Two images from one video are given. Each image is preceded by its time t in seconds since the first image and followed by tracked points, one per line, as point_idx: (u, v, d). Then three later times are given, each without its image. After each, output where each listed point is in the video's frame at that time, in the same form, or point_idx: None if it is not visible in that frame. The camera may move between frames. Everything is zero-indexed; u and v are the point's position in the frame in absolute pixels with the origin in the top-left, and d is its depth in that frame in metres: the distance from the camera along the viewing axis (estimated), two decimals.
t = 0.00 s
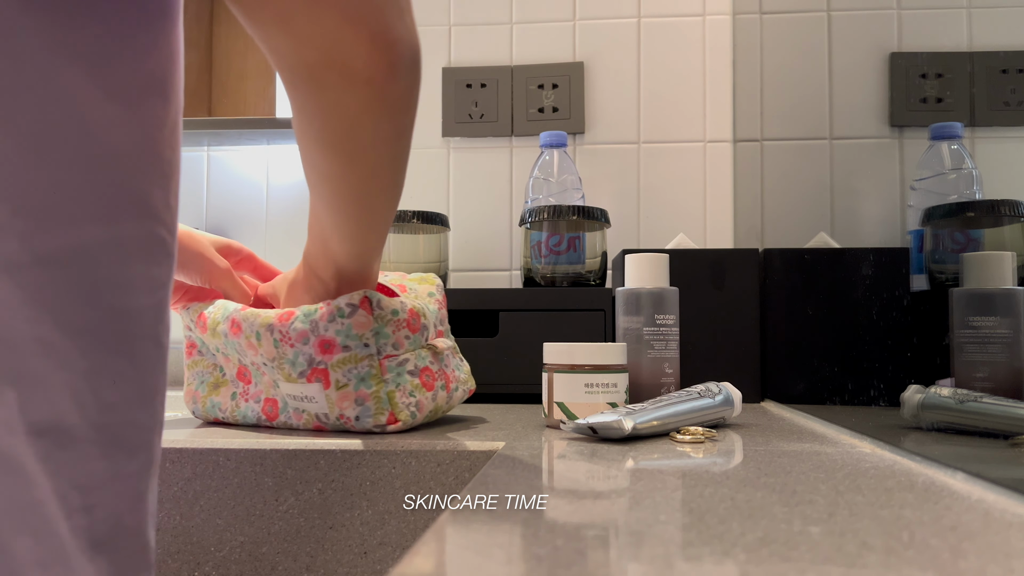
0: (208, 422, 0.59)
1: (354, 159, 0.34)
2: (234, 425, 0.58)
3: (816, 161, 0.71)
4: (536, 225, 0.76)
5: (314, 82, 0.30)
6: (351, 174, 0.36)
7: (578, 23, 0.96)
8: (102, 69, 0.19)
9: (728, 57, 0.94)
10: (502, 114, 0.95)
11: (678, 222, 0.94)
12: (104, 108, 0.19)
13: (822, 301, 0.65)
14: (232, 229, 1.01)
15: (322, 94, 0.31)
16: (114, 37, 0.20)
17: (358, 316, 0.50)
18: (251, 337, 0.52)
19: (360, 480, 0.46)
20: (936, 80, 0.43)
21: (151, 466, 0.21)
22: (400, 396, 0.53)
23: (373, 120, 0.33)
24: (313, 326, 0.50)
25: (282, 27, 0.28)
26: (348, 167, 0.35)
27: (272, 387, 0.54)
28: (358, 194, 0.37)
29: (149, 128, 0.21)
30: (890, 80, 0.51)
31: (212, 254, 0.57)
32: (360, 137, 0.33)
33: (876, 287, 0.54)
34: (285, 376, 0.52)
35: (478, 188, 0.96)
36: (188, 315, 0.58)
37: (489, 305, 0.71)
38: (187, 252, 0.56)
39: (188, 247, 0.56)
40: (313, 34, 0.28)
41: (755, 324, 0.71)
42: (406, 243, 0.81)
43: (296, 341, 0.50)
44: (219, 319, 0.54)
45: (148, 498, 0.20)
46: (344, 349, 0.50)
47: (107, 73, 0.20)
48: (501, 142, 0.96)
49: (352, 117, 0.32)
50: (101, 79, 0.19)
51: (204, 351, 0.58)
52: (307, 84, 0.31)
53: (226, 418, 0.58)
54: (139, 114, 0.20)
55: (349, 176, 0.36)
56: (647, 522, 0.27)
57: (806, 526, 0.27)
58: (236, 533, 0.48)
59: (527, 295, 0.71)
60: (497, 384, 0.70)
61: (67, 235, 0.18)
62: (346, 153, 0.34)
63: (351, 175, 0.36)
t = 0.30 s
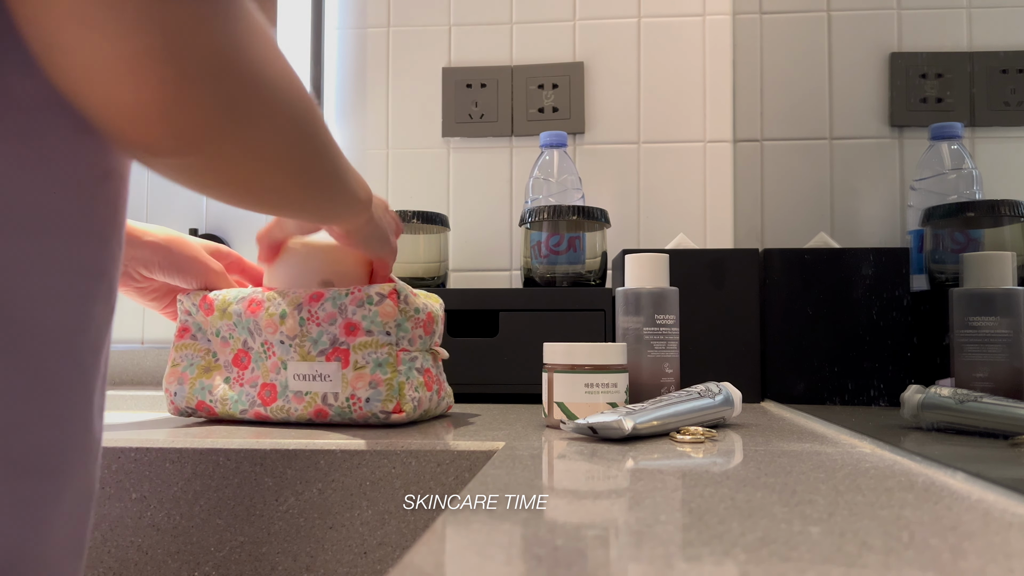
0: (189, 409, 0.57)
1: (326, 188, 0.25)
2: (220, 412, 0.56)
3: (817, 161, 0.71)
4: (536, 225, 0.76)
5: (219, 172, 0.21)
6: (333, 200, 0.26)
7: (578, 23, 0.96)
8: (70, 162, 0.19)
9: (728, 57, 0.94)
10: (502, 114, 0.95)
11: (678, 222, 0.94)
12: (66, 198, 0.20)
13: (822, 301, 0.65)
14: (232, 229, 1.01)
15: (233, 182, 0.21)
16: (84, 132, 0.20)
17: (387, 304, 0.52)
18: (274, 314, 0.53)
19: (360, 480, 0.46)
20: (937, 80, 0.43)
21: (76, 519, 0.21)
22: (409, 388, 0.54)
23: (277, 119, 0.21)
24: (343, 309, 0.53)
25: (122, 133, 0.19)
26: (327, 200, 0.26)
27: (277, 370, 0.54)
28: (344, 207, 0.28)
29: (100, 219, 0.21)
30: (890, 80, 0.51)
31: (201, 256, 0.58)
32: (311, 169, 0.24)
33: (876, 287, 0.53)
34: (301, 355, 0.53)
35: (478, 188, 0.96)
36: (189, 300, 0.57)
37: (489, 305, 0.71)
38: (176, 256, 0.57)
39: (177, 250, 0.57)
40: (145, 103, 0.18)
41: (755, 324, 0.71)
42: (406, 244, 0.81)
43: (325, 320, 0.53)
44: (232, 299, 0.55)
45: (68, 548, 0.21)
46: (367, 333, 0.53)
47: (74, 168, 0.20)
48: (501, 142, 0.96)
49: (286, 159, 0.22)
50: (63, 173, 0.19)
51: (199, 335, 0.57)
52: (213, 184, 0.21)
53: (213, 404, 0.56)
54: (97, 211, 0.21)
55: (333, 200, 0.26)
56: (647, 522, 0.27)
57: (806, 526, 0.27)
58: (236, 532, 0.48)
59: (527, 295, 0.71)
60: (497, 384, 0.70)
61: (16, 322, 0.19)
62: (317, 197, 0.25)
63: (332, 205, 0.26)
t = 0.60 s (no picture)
0: (184, 413, 0.57)
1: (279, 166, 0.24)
2: (216, 416, 0.56)
3: (817, 161, 0.71)
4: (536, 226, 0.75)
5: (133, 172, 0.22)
6: (305, 178, 0.25)
7: (578, 23, 0.96)
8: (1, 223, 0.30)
9: (728, 57, 0.94)
10: (502, 115, 0.95)
11: (678, 222, 0.94)
12: None
13: (822, 302, 0.65)
14: (232, 229, 1.01)
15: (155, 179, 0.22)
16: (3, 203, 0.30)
17: (383, 309, 0.52)
18: (269, 318, 0.54)
19: (360, 480, 0.46)
20: (936, 80, 0.43)
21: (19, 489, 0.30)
22: (406, 393, 0.54)
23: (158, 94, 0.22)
24: (340, 314, 0.53)
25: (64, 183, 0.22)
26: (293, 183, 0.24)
27: (271, 374, 0.55)
28: (335, 187, 0.25)
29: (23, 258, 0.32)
30: (890, 80, 0.51)
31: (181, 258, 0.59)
32: (232, 135, 0.23)
33: (876, 287, 0.54)
34: (297, 360, 0.54)
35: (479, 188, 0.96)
36: (177, 302, 0.57)
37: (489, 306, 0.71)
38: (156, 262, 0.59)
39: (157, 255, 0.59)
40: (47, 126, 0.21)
41: (754, 324, 0.71)
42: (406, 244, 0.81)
43: (320, 325, 0.53)
44: (224, 303, 0.56)
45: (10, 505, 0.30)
46: (364, 339, 0.53)
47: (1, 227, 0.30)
48: (501, 143, 0.96)
49: (186, 131, 0.22)
50: None
51: (189, 338, 0.57)
52: (151, 198, 0.23)
53: (209, 408, 0.56)
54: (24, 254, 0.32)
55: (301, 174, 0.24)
56: (647, 522, 0.27)
57: (806, 526, 0.27)
58: (236, 532, 0.48)
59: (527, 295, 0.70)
60: (496, 385, 0.70)
61: None
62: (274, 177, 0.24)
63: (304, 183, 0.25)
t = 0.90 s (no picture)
0: (180, 413, 0.57)
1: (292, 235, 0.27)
2: (212, 417, 0.56)
3: (816, 161, 0.71)
4: (536, 225, 0.75)
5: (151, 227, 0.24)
6: (318, 247, 0.27)
7: (578, 23, 0.96)
8: None
9: (728, 57, 0.94)
10: (502, 114, 0.95)
11: (678, 222, 0.93)
12: None
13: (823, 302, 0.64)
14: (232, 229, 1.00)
15: (172, 235, 0.24)
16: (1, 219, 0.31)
17: (381, 314, 0.52)
18: (265, 320, 0.54)
19: (360, 480, 0.46)
20: (937, 80, 0.43)
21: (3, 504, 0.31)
22: (404, 397, 0.54)
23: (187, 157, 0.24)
24: (338, 318, 0.53)
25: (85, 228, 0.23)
26: (302, 250, 0.27)
27: (266, 377, 0.54)
28: (342, 257, 0.29)
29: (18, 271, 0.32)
30: (890, 80, 0.51)
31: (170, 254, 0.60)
32: (252, 204, 0.25)
33: (876, 287, 0.54)
34: (294, 363, 0.54)
35: (479, 188, 0.96)
36: (171, 300, 0.57)
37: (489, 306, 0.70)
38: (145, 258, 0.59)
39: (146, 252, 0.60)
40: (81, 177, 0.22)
41: (754, 324, 0.71)
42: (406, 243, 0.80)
43: (319, 329, 0.53)
44: (217, 302, 0.55)
45: None
46: (363, 344, 0.53)
47: None
48: (501, 143, 0.96)
49: (209, 195, 0.24)
50: None
51: (184, 337, 0.57)
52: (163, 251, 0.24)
53: (204, 409, 0.56)
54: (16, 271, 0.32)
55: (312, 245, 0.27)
56: (647, 522, 0.27)
57: (806, 527, 0.27)
58: (236, 533, 0.48)
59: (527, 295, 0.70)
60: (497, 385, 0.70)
61: None
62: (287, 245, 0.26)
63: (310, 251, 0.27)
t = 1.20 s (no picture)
0: (180, 418, 0.57)
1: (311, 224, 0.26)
2: (211, 421, 0.56)
3: (817, 160, 0.71)
4: (536, 225, 0.75)
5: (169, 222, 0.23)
6: (335, 238, 0.27)
7: (578, 23, 0.96)
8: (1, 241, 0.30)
9: (728, 56, 0.94)
10: (502, 114, 0.95)
11: (678, 222, 0.93)
12: None
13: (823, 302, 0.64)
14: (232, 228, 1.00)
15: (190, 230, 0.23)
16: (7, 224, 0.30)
17: (379, 314, 0.52)
18: (263, 324, 0.54)
19: (360, 480, 0.46)
20: (937, 80, 0.43)
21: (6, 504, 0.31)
22: (404, 398, 0.54)
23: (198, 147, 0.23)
24: (335, 320, 0.53)
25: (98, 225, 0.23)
26: (319, 241, 0.26)
27: (264, 381, 0.54)
28: (359, 251, 0.28)
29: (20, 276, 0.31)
30: (890, 79, 0.51)
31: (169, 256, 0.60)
32: (266, 198, 0.24)
33: (876, 287, 0.54)
34: (292, 366, 0.54)
35: (479, 188, 0.96)
36: (169, 306, 0.57)
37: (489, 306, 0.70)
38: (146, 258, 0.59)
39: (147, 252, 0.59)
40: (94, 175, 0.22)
41: (754, 324, 0.71)
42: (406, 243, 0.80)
43: (316, 331, 0.53)
44: (213, 309, 0.55)
45: None
46: (361, 345, 0.53)
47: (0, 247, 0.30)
48: (501, 143, 0.96)
49: (222, 188, 0.23)
50: None
51: (185, 342, 0.57)
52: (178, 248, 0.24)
53: (204, 413, 0.56)
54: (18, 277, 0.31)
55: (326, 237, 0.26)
56: (647, 522, 0.27)
57: (806, 527, 0.27)
58: (236, 533, 0.48)
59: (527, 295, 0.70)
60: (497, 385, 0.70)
61: None
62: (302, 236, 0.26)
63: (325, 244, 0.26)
